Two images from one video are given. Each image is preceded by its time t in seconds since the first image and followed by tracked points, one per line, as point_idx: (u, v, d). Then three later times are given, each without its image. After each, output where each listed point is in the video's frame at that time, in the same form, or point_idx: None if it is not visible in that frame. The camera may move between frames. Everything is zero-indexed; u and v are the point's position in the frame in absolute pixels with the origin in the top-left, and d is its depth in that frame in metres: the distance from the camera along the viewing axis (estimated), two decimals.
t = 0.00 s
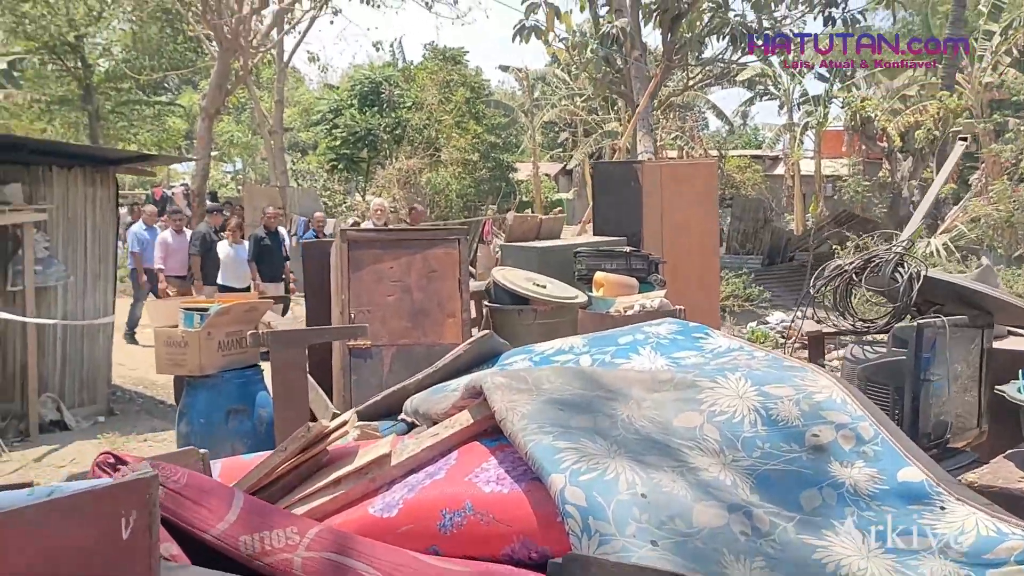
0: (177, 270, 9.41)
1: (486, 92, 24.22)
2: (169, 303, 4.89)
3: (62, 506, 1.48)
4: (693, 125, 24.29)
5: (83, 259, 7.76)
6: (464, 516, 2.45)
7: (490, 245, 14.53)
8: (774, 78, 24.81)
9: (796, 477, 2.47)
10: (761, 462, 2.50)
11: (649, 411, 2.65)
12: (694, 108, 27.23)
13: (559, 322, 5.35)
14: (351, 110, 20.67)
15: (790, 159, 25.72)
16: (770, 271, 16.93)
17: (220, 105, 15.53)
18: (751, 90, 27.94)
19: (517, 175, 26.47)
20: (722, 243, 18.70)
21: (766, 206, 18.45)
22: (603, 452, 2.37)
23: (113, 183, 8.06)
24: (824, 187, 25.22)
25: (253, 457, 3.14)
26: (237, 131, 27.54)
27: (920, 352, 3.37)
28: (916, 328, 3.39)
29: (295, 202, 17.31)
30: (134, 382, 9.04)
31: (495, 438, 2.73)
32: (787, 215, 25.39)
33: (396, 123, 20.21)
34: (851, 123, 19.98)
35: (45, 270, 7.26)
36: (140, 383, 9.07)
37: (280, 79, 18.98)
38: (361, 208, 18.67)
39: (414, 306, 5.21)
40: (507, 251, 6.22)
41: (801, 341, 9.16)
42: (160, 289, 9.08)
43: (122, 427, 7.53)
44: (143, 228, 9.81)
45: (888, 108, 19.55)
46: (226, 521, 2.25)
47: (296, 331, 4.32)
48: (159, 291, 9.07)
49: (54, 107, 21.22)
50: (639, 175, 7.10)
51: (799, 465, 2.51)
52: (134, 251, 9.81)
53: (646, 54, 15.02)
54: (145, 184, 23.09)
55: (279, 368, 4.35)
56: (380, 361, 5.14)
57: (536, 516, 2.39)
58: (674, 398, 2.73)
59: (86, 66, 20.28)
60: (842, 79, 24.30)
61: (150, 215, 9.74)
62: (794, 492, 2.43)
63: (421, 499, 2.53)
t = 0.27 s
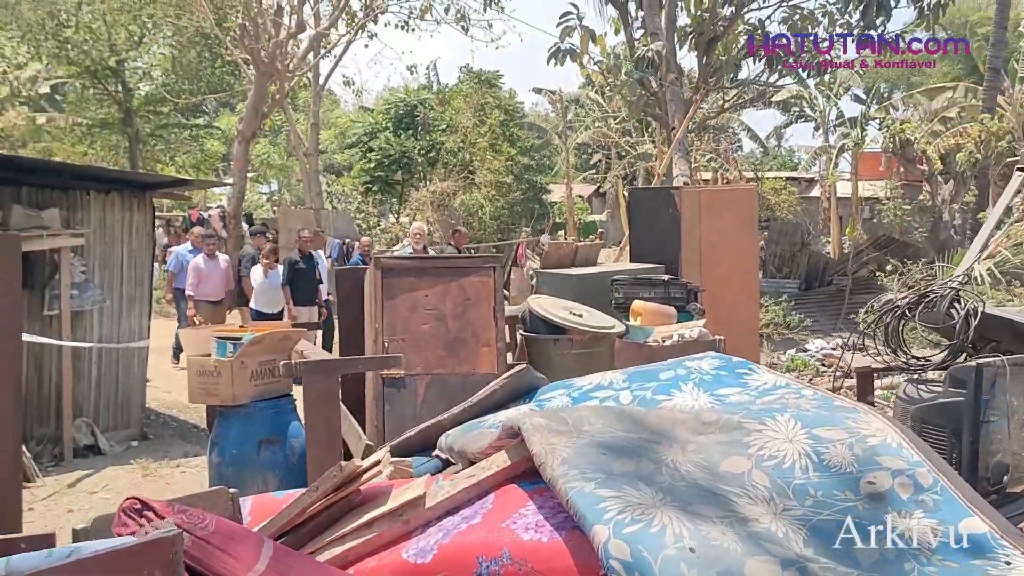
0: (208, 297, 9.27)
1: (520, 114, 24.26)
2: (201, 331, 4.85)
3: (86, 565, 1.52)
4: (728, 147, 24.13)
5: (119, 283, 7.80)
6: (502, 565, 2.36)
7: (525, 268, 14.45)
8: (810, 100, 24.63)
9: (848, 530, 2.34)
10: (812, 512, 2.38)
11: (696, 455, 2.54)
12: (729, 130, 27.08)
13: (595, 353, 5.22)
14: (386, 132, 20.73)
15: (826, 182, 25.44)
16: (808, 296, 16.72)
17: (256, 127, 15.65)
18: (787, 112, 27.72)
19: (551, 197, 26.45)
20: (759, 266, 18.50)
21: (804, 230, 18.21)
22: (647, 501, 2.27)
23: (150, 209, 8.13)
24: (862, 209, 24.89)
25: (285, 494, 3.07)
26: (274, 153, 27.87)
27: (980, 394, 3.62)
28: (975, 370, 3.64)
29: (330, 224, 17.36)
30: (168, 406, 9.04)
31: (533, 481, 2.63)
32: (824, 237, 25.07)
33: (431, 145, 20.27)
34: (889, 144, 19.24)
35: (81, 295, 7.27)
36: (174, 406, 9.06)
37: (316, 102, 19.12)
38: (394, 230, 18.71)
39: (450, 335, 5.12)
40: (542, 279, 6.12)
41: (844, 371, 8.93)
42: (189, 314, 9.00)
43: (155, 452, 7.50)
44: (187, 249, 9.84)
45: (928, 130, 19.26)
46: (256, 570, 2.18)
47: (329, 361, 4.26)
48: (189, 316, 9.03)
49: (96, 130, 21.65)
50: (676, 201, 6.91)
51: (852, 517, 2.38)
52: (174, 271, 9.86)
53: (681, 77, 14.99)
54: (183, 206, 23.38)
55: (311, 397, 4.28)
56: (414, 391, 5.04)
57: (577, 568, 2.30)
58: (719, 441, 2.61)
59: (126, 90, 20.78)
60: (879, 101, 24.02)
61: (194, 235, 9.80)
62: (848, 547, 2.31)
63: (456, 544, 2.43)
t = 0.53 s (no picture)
0: (232, 314, 9.23)
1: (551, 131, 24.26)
2: (235, 352, 4.82)
3: None
4: (761, 162, 23.92)
5: (153, 302, 7.81)
6: None
7: (557, 285, 14.38)
8: (845, 113, 24.37)
9: (912, 568, 2.22)
10: (871, 551, 2.26)
11: (747, 488, 2.43)
12: (762, 145, 26.89)
13: (632, 374, 5.18)
14: (419, 150, 20.76)
15: (861, 196, 25.14)
16: (846, 314, 16.52)
17: (288, 145, 15.73)
18: (821, 126, 27.43)
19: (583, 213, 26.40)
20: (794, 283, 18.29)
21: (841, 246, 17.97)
22: (696, 538, 2.15)
23: (184, 228, 8.13)
24: (898, 225, 24.56)
25: (319, 523, 3.00)
26: (306, 170, 28.10)
27: None
28: None
29: (362, 241, 17.40)
30: (201, 425, 9.02)
31: (575, 513, 2.53)
32: (859, 253, 24.76)
33: (462, 162, 20.25)
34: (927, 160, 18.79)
35: (116, 313, 7.29)
36: (207, 425, 9.06)
37: (348, 119, 19.20)
38: (426, 247, 18.73)
39: (484, 356, 5.04)
40: (578, 298, 6.03)
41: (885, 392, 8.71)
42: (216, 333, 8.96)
43: (188, 471, 7.48)
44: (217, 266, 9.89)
45: (967, 144, 18.96)
46: None
47: (364, 384, 4.19)
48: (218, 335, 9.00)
49: (132, 148, 21.95)
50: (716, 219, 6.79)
51: (915, 554, 2.26)
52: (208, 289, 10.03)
53: (714, 92, 14.87)
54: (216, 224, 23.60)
55: (344, 421, 4.21)
56: (448, 414, 4.96)
57: None
58: (771, 473, 2.50)
59: (162, 109, 21.00)
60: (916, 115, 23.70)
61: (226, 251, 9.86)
62: None
63: None
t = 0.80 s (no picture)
0: (254, 323, 9.13)
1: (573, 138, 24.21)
2: (256, 369, 4.73)
3: None
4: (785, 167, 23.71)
5: (175, 315, 7.75)
6: None
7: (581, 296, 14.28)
8: (869, 118, 24.15)
9: None
10: None
11: (793, 524, 2.30)
12: (784, 151, 26.70)
13: (662, 390, 5.07)
14: (441, 158, 20.66)
15: (886, 202, 24.89)
16: (873, 322, 16.38)
17: (311, 154, 15.70)
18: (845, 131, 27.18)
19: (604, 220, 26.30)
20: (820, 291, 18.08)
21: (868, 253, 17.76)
22: None
23: (206, 239, 8.07)
24: (924, 231, 24.29)
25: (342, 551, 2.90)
26: (328, 179, 28.17)
27: None
28: None
29: (383, 249, 17.36)
30: (223, 437, 8.97)
31: (611, 547, 2.41)
32: (885, 260, 24.49)
33: (485, 170, 20.15)
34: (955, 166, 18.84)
35: (137, 326, 7.24)
36: (228, 437, 9.00)
37: (370, 127, 19.18)
38: (449, 256, 18.68)
39: (509, 372, 4.92)
40: (606, 311, 5.90)
41: (919, 405, 8.54)
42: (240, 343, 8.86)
43: (210, 485, 7.41)
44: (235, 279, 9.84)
45: (996, 150, 18.70)
46: None
47: (388, 403, 4.09)
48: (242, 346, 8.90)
49: (155, 158, 22.10)
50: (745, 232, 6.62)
51: None
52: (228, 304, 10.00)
53: (739, 100, 14.71)
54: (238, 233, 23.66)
55: (367, 441, 4.11)
56: (473, 432, 4.85)
57: None
58: (817, 506, 2.37)
59: (185, 118, 20.96)
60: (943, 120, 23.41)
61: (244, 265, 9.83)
62: None
63: None
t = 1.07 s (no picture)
0: (267, 328, 9.04)
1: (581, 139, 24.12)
2: (265, 379, 4.63)
3: None
4: (795, 165, 23.55)
5: (183, 320, 7.66)
6: None
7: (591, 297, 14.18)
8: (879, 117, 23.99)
9: None
10: None
11: (831, 550, 2.18)
12: (794, 150, 26.55)
13: (681, 398, 4.96)
14: (449, 159, 20.54)
15: (897, 201, 24.71)
16: (887, 323, 16.23)
17: (319, 156, 15.64)
18: (855, 129, 27.02)
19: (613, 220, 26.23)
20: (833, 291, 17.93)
21: (881, 253, 17.61)
22: None
23: (213, 244, 7.98)
24: (936, 230, 24.11)
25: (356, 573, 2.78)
26: (336, 180, 28.17)
27: None
28: None
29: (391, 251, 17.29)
30: (232, 443, 8.88)
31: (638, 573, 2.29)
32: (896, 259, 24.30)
33: (494, 171, 20.07)
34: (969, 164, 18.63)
35: (145, 332, 7.15)
36: (237, 442, 8.92)
37: (378, 128, 19.11)
38: (458, 258, 18.60)
39: (524, 380, 4.80)
40: (620, 316, 5.75)
41: (938, 408, 8.40)
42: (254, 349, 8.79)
43: (219, 493, 7.31)
44: (244, 286, 9.75)
45: (1009, 148, 18.50)
46: None
47: (400, 413, 3.99)
48: (256, 352, 8.82)
49: (163, 160, 22.06)
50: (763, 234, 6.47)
51: None
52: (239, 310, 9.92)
53: (752, 99, 14.53)
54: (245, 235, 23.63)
55: (379, 453, 4.00)
56: (487, 442, 4.73)
57: None
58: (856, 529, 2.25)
59: (193, 121, 20.54)
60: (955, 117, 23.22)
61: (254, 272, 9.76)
62: None
63: None
